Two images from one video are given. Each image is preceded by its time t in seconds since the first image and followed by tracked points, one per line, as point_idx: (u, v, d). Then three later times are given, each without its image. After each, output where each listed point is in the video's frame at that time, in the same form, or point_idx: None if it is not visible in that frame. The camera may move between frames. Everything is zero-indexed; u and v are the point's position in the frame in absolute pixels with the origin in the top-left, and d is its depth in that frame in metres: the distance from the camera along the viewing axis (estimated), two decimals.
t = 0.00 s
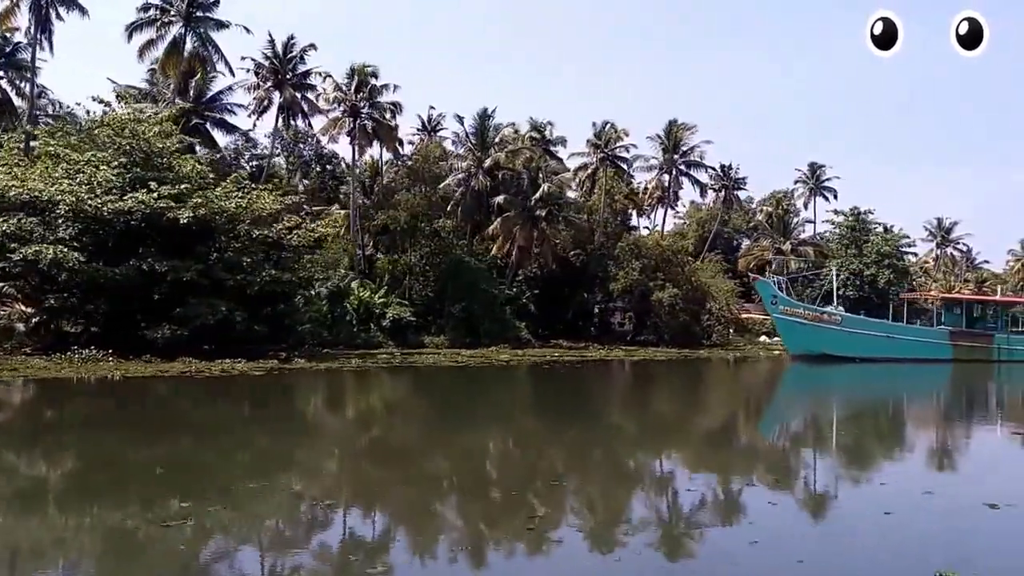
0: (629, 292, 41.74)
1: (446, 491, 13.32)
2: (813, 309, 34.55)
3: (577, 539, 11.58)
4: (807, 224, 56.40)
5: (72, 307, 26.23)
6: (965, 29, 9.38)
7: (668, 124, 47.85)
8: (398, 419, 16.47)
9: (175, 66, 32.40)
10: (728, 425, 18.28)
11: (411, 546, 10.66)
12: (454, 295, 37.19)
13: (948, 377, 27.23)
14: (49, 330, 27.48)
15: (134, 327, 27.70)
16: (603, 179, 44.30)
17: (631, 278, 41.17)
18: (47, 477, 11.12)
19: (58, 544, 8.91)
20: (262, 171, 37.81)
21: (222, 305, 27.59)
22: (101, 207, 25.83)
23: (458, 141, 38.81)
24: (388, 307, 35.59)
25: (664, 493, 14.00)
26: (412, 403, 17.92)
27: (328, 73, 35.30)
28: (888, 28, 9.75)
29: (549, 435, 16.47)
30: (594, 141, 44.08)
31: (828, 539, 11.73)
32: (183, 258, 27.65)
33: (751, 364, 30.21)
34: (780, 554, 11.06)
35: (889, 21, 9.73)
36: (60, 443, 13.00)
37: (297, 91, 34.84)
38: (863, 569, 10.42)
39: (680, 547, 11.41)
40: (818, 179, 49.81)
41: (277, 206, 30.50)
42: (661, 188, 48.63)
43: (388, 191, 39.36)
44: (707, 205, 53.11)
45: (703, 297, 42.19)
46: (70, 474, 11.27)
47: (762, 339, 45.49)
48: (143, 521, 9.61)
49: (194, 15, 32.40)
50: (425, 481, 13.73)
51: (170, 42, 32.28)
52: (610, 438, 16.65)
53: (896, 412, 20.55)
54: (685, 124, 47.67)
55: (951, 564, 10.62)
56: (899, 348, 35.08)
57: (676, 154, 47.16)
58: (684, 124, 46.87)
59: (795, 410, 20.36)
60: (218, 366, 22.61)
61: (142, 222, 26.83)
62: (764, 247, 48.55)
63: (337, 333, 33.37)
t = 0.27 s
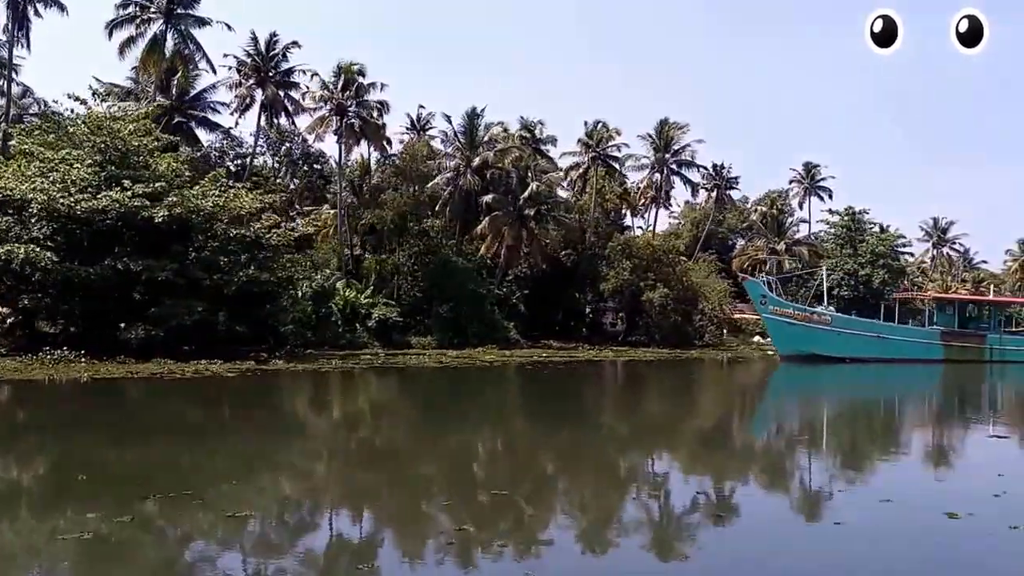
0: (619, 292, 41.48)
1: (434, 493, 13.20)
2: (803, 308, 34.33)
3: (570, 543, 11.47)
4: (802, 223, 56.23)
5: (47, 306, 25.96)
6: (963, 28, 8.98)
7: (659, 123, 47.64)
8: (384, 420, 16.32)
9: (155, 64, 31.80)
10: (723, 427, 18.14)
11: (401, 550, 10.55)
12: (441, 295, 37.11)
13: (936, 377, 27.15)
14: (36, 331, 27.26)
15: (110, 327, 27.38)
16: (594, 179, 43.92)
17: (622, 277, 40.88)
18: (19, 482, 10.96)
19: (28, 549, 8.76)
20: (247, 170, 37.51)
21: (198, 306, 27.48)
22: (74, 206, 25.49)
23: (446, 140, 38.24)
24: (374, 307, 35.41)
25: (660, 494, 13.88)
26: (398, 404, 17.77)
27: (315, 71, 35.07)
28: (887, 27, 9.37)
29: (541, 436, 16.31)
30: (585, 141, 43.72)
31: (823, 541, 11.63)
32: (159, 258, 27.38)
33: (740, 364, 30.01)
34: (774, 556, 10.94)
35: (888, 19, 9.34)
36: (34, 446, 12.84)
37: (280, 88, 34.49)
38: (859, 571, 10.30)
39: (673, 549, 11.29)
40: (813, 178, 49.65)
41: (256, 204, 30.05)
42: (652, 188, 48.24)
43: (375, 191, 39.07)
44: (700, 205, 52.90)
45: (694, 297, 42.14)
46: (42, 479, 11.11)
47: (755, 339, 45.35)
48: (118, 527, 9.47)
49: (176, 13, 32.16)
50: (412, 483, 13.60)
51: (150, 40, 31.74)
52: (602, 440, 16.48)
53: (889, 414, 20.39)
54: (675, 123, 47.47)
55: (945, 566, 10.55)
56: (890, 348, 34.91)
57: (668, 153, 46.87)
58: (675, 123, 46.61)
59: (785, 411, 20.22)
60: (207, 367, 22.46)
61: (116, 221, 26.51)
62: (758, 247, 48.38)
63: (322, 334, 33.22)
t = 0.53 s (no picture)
0: (608, 293, 41.02)
1: (420, 495, 13.10)
2: (791, 309, 34.03)
3: (560, 544, 11.38)
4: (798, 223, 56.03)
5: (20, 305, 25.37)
6: (962, 26, 9.45)
7: (650, 123, 47.57)
8: (366, 421, 16.19)
9: (137, 62, 31.23)
10: (717, 428, 18.02)
11: (390, 552, 10.46)
12: (429, 296, 37.04)
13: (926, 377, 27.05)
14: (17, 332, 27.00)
15: (89, 328, 27.10)
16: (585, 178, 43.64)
17: (613, 277, 40.42)
18: None
19: None
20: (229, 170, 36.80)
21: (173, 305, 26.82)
22: (48, 205, 24.96)
23: (434, 138, 38.43)
24: (359, 307, 35.52)
25: (655, 496, 13.78)
26: (384, 405, 17.59)
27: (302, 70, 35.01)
28: (885, 25, 9.71)
29: (532, 437, 16.17)
30: (576, 140, 43.45)
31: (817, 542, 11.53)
32: (135, 258, 26.80)
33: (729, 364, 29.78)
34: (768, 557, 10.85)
35: (887, 17, 9.66)
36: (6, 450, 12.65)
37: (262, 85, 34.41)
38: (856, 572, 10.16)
39: (666, 551, 11.20)
40: (807, 178, 49.47)
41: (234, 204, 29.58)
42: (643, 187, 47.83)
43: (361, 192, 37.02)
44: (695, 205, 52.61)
45: (685, 297, 41.71)
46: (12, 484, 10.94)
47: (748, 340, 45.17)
48: (92, 531, 9.36)
49: (156, 10, 32.18)
50: (397, 486, 13.46)
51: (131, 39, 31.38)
52: (594, 441, 16.33)
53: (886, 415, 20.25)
54: (667, 123, 47.46)
55: (941, 566, 10.46)
56: (883, 349, 34.68)
57: (659, 152, 46.56)
58: (666, 121, 46.35)
59: (778, 412, 20.08)
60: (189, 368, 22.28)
61: (89, 219, 25.83)
62: (753, 247, 48.14)
63: (307, 334, 33.11)
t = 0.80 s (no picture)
0: (598, 292, 40.99)
1: (406, 496, 12.96)
2: (781, 308, 33.87)
3: (550, 546, 11.25)
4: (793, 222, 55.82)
5: None
6: (963, 25, 9.40)
7: (641, 120, 46.97)
8: (348, 423, 16.02)
9: (117, 59, 30.63)
10: (711, 429, 17.92)
11: (376, 556, 10.34)
12: (414, 297, 36.23)
13: (915, 378, 26.98)
14: None
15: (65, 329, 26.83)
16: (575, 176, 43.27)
17: (602, 276, 40.30)
18: None
19: None
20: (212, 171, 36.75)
21: (148, 305, 26.41)
22: (22, 204, 24.80)
23: (421, 136, 38.01)
24: (344, 308, 35.32)
25: (649, 498, 13.66)
26: (369, 406, 17.42)
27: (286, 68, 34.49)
28: (886, 24, 9.59)
29: (522, 438, 16.02)
30: (567, 138, 43.06)
31: (809, 543, 11.41)
32: (110, 257, 26.53)
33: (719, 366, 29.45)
34: (759, 560, 10.73)
35: (888, 15, 9.56)
36: None
37: (245, 83, 34.13)
38: None
39: (656, 553, 11.08)
40: (802, 177, 49.29)
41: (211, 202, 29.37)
42: (634, 186, 47.49)
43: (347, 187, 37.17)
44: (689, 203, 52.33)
45: (674, 299, 41.42)
46: None
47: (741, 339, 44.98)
48: (65, 534, 9.25)
49: (135, 6, 31.85)
50: (382, 488, 13.30)
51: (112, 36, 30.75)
52: (585, 442, 16.20)
53: (881, 416, 20.13)
54: (658, 121, 46.92)
55: (935, 569, 10.34)
56: (876, 349, 34.52)
57: (650, 150, 46.18)
58: (657, 119, 45.96)
59: (769, 412, 19.98)
60: (170, 369, 22.10)
61: (64, 218, 25.71)
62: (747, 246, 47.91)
63: (288, 334, 33.10)
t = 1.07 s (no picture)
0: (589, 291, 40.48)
1: (393, 497, 12.83)
2: (769, 308, 33.69)
3: (541, 548, 11.14)
4: (788, 221, 55.63)
5: None
6: (964, 26, 9.20)
7: (631, 117, 46.14)
8: (331, 424, 15.86)
9: (97, 55, 29.73)
10: (705, 429, 17.79)
11: (364, 559, 10.24)
12: (402, 296, 35.87)
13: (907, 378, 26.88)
14: None
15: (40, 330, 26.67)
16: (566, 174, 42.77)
17: (592, 276, 39.79)
18: None
19: None
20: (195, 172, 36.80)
21: (123, 304, 26.36)
22: None
23: (407, 133, 37.43)
24: (329, 308, 35.15)
25: (644, 498, 13.54)
26: (356, 407, 17.26)
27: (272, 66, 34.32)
28: (886, 25, 9.40)
29: (512, 438, 15.88)
30: (558, 136, 42.54)
31: (802, 545, 11.28)
32: (83, 256, 26.44)
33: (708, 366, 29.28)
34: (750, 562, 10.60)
35: (888, 16, 9.38)
36: None
37: (227, 80, 33.78)
38: None
39: (646, 555, 10.96)
40: (797, 176, 49.15)
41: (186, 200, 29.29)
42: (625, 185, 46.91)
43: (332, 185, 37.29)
44: (682, 202, 52.02)
45: (664, 299, 40.83)
46: None
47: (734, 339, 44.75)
48: (37, 538, 9.16)
49: (114, 3, 31.08)
50: (370, 489, 13.18)
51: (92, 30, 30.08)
52: (575, 442, 16.06)
53: (876, 416, 20.01)
54: (648, 118, 46.13)
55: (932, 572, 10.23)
56: (868, 349, 34.29)
57: (641, 148, 45.65)
58: (649, 117, 45.51)
59: (762, 413, 19.87)
60: (151, 370, 21.93)
61: (36, 216, 25.72)
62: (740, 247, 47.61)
63: (271, 334, 32.71)
